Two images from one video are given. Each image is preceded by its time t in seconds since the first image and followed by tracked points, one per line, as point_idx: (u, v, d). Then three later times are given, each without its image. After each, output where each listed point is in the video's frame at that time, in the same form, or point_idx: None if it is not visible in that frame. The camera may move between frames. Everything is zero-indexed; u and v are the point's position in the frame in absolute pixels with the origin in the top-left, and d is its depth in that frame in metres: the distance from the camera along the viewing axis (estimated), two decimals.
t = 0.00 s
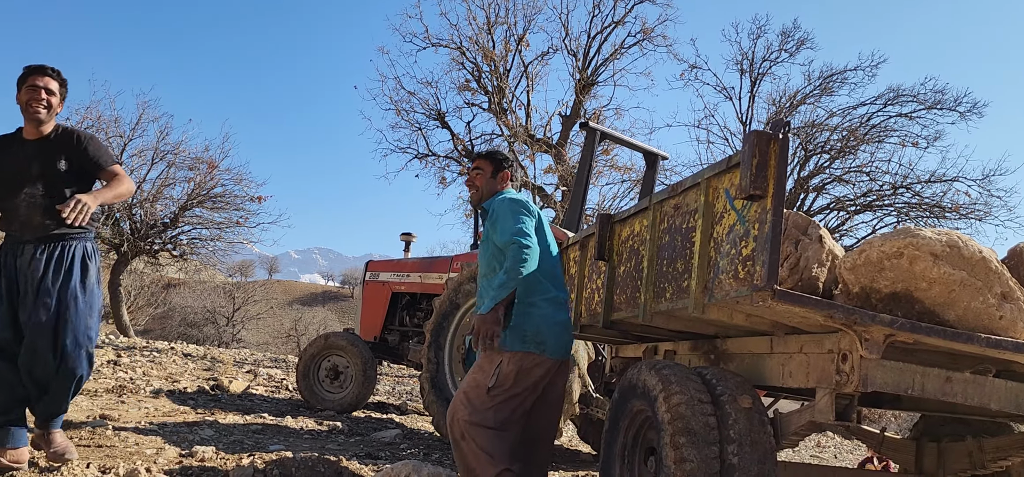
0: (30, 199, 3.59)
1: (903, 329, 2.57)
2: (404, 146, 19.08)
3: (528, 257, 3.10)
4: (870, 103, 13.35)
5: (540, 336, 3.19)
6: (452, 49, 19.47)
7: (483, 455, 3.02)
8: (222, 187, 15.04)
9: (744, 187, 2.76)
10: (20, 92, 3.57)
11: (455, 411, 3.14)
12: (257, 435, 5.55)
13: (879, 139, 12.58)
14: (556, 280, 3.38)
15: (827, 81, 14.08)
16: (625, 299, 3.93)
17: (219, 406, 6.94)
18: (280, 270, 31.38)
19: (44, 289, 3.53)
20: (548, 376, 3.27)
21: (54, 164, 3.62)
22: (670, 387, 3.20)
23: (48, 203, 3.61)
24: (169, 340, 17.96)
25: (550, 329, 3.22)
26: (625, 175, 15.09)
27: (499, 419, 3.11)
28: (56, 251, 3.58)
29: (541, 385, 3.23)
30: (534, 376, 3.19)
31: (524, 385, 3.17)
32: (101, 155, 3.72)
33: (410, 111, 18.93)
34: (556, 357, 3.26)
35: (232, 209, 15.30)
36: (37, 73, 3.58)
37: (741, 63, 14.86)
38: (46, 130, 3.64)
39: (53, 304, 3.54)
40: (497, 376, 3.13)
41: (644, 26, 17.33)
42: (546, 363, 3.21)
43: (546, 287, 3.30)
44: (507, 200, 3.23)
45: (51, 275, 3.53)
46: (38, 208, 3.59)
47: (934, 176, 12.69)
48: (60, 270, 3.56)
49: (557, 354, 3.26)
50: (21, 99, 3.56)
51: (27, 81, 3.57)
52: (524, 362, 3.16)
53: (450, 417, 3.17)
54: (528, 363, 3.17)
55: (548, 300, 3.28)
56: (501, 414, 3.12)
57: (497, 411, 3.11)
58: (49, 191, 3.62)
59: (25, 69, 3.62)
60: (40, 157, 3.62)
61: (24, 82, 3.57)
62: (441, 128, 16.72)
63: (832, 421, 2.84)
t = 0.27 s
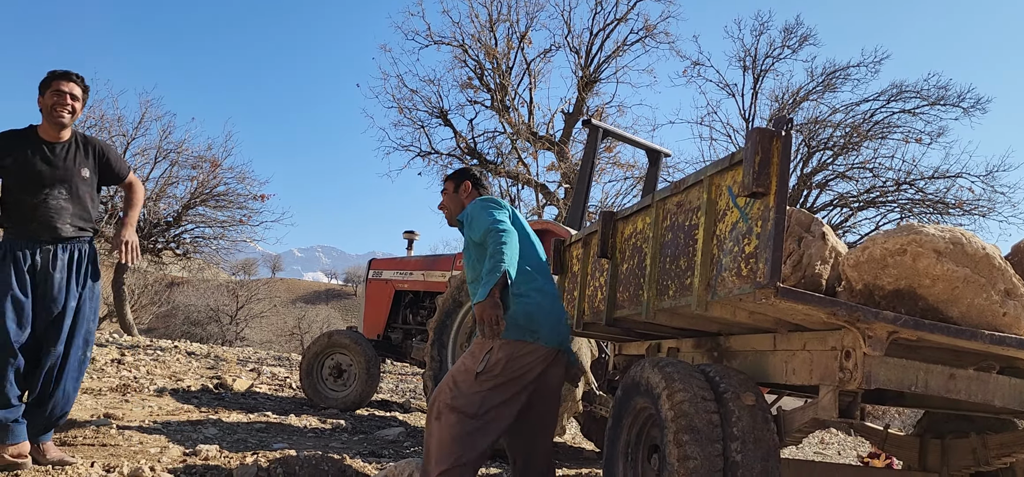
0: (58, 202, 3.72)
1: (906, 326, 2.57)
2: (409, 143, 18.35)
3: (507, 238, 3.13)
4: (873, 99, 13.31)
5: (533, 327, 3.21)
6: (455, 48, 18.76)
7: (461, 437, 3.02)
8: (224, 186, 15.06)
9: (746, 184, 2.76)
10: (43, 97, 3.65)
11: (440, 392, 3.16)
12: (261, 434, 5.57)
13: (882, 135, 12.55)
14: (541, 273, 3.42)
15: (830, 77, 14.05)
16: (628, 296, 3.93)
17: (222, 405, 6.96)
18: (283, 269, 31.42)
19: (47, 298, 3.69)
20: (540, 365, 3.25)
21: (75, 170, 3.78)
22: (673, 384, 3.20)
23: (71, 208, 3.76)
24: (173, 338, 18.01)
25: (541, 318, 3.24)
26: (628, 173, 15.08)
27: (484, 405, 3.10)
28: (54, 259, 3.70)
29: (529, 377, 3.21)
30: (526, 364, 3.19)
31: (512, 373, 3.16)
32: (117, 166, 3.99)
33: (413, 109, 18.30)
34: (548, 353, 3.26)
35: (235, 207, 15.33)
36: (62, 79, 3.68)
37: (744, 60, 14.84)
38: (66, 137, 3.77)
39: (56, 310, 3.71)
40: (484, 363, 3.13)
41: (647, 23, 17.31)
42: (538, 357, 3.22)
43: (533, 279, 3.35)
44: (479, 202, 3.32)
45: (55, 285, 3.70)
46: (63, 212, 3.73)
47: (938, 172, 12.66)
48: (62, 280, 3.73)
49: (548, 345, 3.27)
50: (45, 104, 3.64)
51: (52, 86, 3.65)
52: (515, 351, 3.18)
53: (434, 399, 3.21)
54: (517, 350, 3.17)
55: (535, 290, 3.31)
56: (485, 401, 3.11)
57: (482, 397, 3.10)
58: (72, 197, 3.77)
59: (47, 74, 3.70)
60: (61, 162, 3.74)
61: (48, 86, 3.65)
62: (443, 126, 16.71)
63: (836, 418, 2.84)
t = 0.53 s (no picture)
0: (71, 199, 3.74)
1: (909, 320, 2.57)
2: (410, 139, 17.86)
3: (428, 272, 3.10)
4: (875, 94, 13.28)
5: (507, 323, 3.19)
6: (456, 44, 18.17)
7: (444, 441, 3.05)
8: (227, 182, 15.07)
9: (749, 178, 2.76)
10: (58, 97, 3.67)
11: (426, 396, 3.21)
12: (264, 429, 5.58)
13: (885, 130, 12.53)
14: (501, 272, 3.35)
15: (832, 72, 14.02)
16: (631, 291, 3.93)
17: (225, 401, 6.98)
18: (286, 265, 31.46)
19: (58, 294, 3.69)
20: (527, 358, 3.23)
21: (85, 170, 3.80)
22: (675, 379, 3.20)
23: (80, 207, 3.78)
24: (176, 334, 18.07)
25: (515, 313, 3.21)
26: (630, 168, 15.07)
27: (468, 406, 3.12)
28: (65, 255, 3.71)
29: (516, 371, 3.20)
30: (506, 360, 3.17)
31: (496, 370, 3.16)
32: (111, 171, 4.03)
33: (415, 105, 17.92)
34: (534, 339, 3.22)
35: (237, 204, 15.35)
36: (76, 79, 3.70)
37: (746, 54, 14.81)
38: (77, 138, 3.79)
39: (67, 307, 3.71)
40: (464, 363, 3.14)
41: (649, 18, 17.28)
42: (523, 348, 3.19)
43: (489, 285, 3.30)
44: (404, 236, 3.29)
45: (67, 281, 3.70)
46: (72, 209, 3.73)
47: (940, 166, 12.64)
48: (73, 276, 3.74)
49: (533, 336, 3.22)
50: (60, 103, 3.66)
51: (66, 86, 3.67)
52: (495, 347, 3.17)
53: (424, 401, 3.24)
54: (500, 347, 3.16)
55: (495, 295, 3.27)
56: (471, 401, 3.12)
57: (467, 398, 3.12)
58: (82, 196, 3.79)
59: (61, 75, 3.72)
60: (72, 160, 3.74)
61: (65, 85, 3.67)
62: (445, 122, 16.71)
63: (838, 412, 2.84)
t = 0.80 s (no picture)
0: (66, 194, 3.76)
1: (912, 311, 2.58)
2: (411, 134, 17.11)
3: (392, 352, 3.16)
4: (878, 86, 13.24)
5: (509, 308, 3.21)
6: (458, 37, 17.44)
7: (445, 433, 3.06)
8: (229, 177, 15.08)
9: (751, 170, 2.76)
10: (52, 91, 3.67)
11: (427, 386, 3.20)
12: (267, 423, 5.60)
13: (888, 122, 12.49)
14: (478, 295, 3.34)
15: (835, 63, 13.96)
16: (633, 284, 3.93)
17: (229, 395, 7.00)
18: (289, 260, 31.50)
19: (57, 291, 3.70)
20: (531, 349, 3.20)
21: (79, 164, 3.83)
22: (678, 371, 3.21)
23: (74, 202, 3.82)
24: (180, 329, 18.13)
25: (510, 303, 3.23)
26: (633, 161, 15.06)
27: (470, 397, 3.12)
28: (63, 252, 3.74)
29: (520, 361, 3.19)
30: (515, 353, 3.17)
31: (499, 361, 3.15)
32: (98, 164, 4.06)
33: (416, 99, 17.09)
34: (539, 327, 3.21)
35: (240, 198, 15.36)
36: (69, 72, 3.69)
37: (748, 46, 14.76)
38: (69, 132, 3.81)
39: (66, 304, 3.72)
40: (467, 354, 3.11)
41: (651, 10, 17.23)
42: (528, 338, 3.17)
43: (470, 312, 3.28)
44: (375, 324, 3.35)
45: (66, 278, 3.72)
46: (67, 204, 3.76)
47: (943, 158, 12.60)
48: (72, 272, 3.76)
49: (540, 315, 3.24)
50: (56, 97, 3.66)
51: (59, 79, 3.66)
52: (499, 337, 3.15)
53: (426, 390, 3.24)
54: (502, 339, 3.14)
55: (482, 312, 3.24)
56: (472, 393, 3.12)
57: (468, 391, 3.12)
58: (76, 191, 3.83)
59: (53, 68, 3.70)
60: (65, 154, 3.76)
61: (60, 78, 3.66)
62: (447, 115, 16.69)
63: (841, 403, 2.85)
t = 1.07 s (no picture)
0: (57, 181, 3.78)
1: (914, 299, 2.57)
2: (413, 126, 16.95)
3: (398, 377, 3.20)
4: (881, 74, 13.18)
5: (506, 299, 3.23)
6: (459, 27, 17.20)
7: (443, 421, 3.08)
8: (231, 169, 15.09)
9: (753, 159, 2.75)
10: (35, 77, 3.68)
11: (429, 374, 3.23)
12: (271, 414, 5.62)
13: (891, 111, 12.44)
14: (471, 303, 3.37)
15: (838, 52, 13.90)
16: (635, 273, 3.93)
17: (233, 386, 7.03)
18: (291, 251, 31.54)
19: (49, 279, 3.69)
20: (532, 336, 3.18)
21: (68, 151, 3.84)
22: (681, 360, 3.21)
23: (65, 190, 3.84)
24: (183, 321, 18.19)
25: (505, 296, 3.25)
26: (635, 151, 15.03)
27: (469, 385, 3.12)
28: (56, 239, 3.74)
29: (520, 349, 3.17)
30: (512, 343, 3.15)
31: (498, 349, 3.14)
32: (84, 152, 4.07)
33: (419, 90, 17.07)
34: (538, 312, 3.18)
35: (242, 190, 15.37)
36: (51, 57, 3.70)
37: (751, 36, 14.70)
38: (56, 118, 3.82)
39: (58, 292, 3.70)
40: (465, 343, 3.13)
41: None
42: (527, 325, 3.15)
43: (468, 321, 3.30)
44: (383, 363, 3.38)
45: (58, 266, 3.71)
46: (58, 191, 3.78)
47: (947, 147, 12.56)
48: (64, 260, 3.76)
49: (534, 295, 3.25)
50: (41, 83, 3.67)
51: (42, 65, 3.67)
52: (498, 325, 3.15)
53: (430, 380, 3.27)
54: (501, 328, 3.14)
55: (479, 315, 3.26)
56: (472, 381, 3.13)
57: (468, 379, 3.12)
58: (66, 178, 3.84)
59: (34, 54, 3.71)
60: (54, 141, 3.77)
61: (44, 64, 3.67)
62: (449, 106, 16.66)
63: (844, 392, 2.85)
